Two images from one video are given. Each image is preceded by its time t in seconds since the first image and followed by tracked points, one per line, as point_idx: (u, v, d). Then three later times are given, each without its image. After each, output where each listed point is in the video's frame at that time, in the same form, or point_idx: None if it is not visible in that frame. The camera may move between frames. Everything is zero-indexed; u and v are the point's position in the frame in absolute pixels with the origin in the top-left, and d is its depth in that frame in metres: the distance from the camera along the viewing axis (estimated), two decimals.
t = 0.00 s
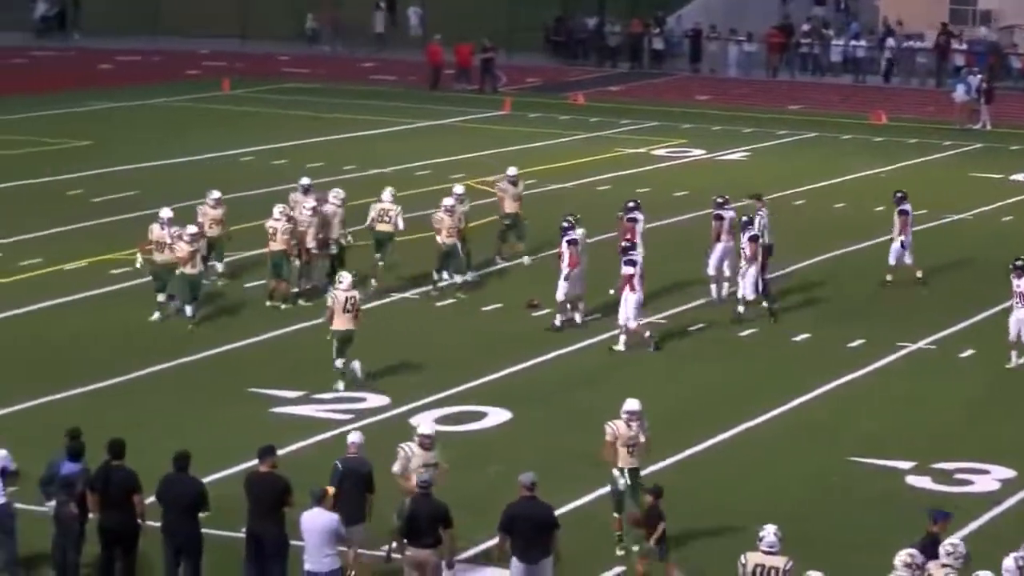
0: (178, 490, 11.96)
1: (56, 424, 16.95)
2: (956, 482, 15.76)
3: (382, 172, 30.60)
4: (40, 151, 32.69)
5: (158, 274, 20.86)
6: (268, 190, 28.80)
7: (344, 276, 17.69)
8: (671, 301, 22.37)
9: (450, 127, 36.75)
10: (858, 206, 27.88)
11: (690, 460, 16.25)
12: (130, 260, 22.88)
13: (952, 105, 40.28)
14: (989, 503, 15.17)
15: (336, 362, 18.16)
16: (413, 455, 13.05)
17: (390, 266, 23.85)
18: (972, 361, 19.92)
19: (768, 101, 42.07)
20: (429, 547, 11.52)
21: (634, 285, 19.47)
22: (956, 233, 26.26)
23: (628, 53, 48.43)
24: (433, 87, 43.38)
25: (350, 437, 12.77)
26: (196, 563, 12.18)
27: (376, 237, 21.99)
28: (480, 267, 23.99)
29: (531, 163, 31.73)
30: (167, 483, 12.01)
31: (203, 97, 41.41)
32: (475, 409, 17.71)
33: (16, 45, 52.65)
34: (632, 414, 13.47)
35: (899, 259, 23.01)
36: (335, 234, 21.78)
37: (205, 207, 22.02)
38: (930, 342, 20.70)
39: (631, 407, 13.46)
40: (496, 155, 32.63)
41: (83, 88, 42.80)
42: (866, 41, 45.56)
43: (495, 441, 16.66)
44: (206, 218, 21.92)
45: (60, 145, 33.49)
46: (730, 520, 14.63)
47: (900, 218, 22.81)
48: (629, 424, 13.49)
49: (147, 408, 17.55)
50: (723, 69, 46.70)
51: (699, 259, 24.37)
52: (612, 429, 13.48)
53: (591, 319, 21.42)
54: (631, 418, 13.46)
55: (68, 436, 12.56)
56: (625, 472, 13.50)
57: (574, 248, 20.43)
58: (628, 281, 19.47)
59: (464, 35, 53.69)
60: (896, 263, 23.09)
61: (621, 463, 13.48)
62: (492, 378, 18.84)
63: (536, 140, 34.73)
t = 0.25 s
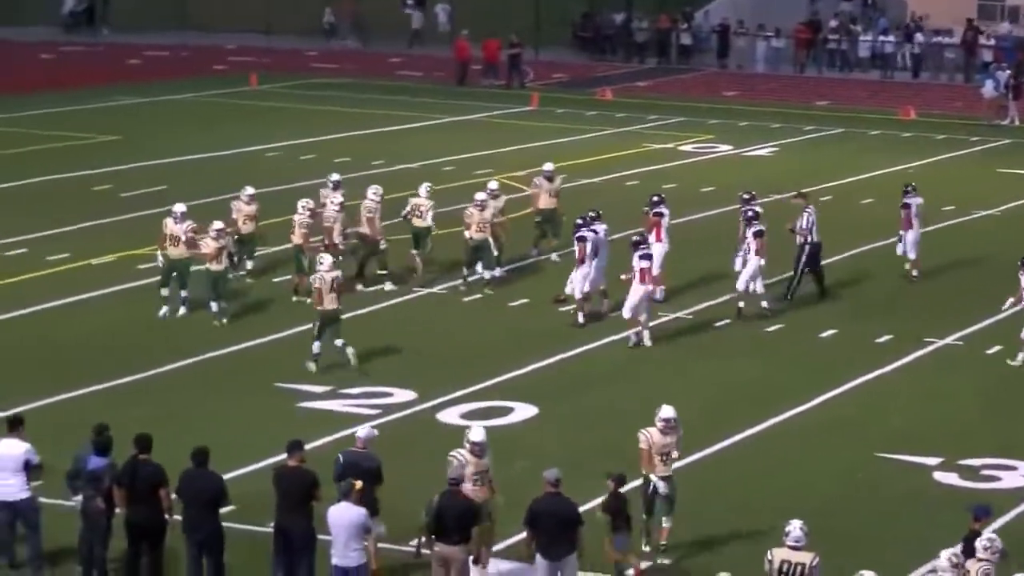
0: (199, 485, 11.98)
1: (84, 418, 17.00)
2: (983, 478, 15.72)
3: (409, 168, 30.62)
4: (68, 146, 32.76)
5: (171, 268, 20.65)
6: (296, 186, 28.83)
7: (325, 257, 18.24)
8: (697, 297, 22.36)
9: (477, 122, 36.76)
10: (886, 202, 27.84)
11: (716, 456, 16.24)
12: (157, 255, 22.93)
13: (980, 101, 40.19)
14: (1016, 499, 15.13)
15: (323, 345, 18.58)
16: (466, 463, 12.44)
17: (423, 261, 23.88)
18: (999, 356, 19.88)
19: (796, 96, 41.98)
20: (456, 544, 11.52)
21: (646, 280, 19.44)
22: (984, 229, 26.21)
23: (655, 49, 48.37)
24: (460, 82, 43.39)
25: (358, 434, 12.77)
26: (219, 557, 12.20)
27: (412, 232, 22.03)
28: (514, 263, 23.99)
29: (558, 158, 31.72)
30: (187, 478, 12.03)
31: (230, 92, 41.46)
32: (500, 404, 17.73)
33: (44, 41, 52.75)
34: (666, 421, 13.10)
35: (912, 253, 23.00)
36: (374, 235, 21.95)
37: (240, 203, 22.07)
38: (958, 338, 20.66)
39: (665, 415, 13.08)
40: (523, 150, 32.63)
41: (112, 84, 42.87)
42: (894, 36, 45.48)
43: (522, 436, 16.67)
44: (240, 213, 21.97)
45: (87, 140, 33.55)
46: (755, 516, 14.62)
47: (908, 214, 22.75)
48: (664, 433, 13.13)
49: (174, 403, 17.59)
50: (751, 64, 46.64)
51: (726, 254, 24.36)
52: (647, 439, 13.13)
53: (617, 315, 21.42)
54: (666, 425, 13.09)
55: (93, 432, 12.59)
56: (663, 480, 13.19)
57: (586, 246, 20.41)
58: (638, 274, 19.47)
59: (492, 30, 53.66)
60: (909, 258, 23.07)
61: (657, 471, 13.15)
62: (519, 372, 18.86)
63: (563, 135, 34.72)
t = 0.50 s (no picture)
0: (208, 480, 11.98)
1: (95, 413, 17.01)
2: (995, 473, 15.69)
3: (420, 162, 30.62)
4: (79, 140, 32.78)
5: (165, 269, 20.19)
6: (307, 180, 28.84)
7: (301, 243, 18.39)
8: (709, 292, 22.33)
9: (488, 117, 36.75)
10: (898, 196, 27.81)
11: (727, 451, 16.22)
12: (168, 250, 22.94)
13: (992, 96, 40.15)
14: None
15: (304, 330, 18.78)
16: (496, 469, 12.10)
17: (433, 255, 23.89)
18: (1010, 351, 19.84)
19: (807, 91, 41.94)
20: (470, 541, 11.49)
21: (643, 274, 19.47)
22: (996, 224, 26.17)
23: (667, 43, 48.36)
24: (472, 77, 43.40)
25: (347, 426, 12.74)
26: (229, 552, 12.19)
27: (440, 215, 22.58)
28: (525, 258, 23.99)
29: (570, 153, 31.70)
30: (196, 474, 12.03)
31: (242, 86, 41.48)
32: (511, 399, 17.71)
33: (56, 35, 52.81)
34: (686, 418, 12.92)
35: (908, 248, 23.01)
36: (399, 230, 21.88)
37: (256, 200, 22.07)
38: (970, 332, 20.63)
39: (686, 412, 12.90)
40: (534, 145, 32.63)
41: (123, 78, 42.90)
42: (906, 31, 45.46)
43: (532, 431, 16.66)
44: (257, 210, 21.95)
45: (99, 134, 33.58)
46: (765, 512, 14.60)
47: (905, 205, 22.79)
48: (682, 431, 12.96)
49: (185, 398, 17.59)
50: (762, 59, 46.62)
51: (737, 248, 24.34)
52: (667, 435, 12.96)
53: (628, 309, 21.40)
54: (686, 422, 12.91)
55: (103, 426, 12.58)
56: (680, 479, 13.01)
57: (587, 241, 20.44)
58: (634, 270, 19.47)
59: (503, 24, 53.65)
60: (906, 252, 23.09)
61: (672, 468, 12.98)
62: (530, 367, 18.85)
63: (574, 130, 34.70)
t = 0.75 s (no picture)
0: (215, 473, 12.00)
1: (105, 405, 17.03)
2: (1003, 466, 15.68)
3: (427, 155, 30.62)
4: (88, 133, 32.80)
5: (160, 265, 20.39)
6: (316, 173, 28.85)
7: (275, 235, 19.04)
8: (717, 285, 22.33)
9: (497, 110, 36.74)
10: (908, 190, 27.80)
11: (736, 444, 16.22)
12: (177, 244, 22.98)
13: (1000, 89, 40.09)
14: None
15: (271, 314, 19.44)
16: (526, 462, 12.25)
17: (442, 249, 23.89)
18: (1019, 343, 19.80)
19: (816, 84, 41.89)
20: (478, 535, 11.50)
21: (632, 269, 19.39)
22: (1004, 217, 26.15)
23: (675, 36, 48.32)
24: (480, 70, 43.39)
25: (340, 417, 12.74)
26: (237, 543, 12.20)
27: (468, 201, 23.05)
28: (532, 251, 23.99)
29: (578, 146, 31.70)
30: (204, 466, 12.03)
31: (250, 79, 41.49)
32: (520, 392, 17.71)
33: (65, 28, 52.84)
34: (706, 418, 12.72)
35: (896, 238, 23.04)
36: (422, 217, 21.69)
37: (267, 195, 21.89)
38: (978, 326, 20.61)
39: (706, 411, 12.73)
40: (542, 138, 32.62)
41: (132, 71, 42.92)
42: (915, 24, 45.42)
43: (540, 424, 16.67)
44: (268, 204, 21.71)
45: (108, 127, 33.60)
46: (773, 505, 14.59)
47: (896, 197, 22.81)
48: (701, 433, 12.79)
49: (194, 390, 17.61)
50: (771, 52, 46.57)
51: (746, 241, 24.34)
52: (688, 435, 12.81)
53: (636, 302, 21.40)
54: (705, 423, 12.74)
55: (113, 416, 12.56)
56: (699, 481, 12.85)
57: (588, 232, 20.36)
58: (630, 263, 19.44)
59: (510, 17, 53.63)
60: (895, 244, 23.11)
61: (689, 469, 12.84)
62: (539, 360, 18.86)
63: (583, 123, 34.71)
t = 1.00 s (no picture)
0: (224, 467, 12.01)
1: (114, 398, 17.06)
2: (1012, 460, 15.67)
3: (436, 148, 30.62)
4: (97, 127, 32.84)
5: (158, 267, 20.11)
6: (325, 166, 28.86)
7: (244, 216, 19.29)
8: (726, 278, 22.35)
9: (506, 103, 36.74)
10: (916, 183, 27.79)
11: (744, 438, 16.23)
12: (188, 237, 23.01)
13: (1009, 83, 40.04)
14: None
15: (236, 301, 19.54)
16: (550, 466, 12.34)
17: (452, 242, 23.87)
18: None
19: (826, 78, 41.84)
20: (486, 529, 11.52)
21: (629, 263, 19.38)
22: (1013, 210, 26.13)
23: (683, 28, 48.27)
24: (489, 63, 43.38)
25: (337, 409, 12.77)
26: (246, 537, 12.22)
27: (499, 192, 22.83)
28: (540, 244, 23.96)
29: (587, 139, 31.70)
30: (211, 460, 12.05)
31: (260, 72, 41.51)
32: (529, 385, 17.72)
33: (74, 21, 52.89)
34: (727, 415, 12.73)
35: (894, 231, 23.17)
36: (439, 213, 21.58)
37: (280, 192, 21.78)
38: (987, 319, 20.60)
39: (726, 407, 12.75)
40: (551, 131, 32.62)
41: (141, 64, 42.94)
42: (924, 17, 45.39)
43: (549, 417, 16.68)
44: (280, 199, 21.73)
45: (117, 120, 33.63)
46: (781, 498, 14.60)
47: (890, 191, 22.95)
48: (722, 429, 12.77)
49: (204, 382, 17.64)
50: (780, 46, 46.53)
51: (755, 235, 24.33)
52: (710, 432, 12.79)
53: (645, 296, 21.41)
54: (726, 419, 12.74)
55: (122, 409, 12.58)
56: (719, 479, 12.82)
57: (592, 227, 20.40)
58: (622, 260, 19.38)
59: (519, 11, 53.62)
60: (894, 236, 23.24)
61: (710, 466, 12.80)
62: (548, 353, 18.87)
63: (592, 116, 34.71)
